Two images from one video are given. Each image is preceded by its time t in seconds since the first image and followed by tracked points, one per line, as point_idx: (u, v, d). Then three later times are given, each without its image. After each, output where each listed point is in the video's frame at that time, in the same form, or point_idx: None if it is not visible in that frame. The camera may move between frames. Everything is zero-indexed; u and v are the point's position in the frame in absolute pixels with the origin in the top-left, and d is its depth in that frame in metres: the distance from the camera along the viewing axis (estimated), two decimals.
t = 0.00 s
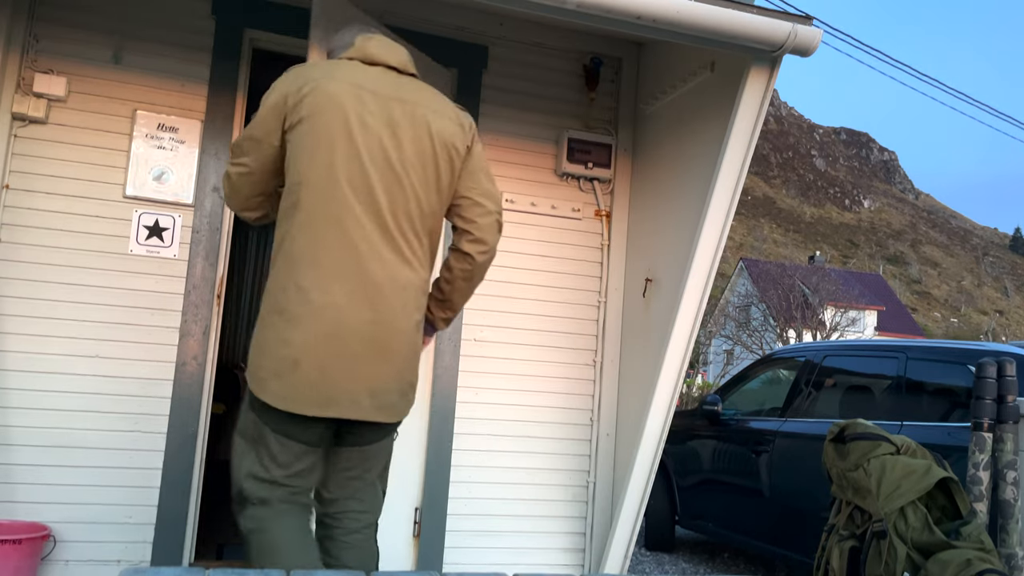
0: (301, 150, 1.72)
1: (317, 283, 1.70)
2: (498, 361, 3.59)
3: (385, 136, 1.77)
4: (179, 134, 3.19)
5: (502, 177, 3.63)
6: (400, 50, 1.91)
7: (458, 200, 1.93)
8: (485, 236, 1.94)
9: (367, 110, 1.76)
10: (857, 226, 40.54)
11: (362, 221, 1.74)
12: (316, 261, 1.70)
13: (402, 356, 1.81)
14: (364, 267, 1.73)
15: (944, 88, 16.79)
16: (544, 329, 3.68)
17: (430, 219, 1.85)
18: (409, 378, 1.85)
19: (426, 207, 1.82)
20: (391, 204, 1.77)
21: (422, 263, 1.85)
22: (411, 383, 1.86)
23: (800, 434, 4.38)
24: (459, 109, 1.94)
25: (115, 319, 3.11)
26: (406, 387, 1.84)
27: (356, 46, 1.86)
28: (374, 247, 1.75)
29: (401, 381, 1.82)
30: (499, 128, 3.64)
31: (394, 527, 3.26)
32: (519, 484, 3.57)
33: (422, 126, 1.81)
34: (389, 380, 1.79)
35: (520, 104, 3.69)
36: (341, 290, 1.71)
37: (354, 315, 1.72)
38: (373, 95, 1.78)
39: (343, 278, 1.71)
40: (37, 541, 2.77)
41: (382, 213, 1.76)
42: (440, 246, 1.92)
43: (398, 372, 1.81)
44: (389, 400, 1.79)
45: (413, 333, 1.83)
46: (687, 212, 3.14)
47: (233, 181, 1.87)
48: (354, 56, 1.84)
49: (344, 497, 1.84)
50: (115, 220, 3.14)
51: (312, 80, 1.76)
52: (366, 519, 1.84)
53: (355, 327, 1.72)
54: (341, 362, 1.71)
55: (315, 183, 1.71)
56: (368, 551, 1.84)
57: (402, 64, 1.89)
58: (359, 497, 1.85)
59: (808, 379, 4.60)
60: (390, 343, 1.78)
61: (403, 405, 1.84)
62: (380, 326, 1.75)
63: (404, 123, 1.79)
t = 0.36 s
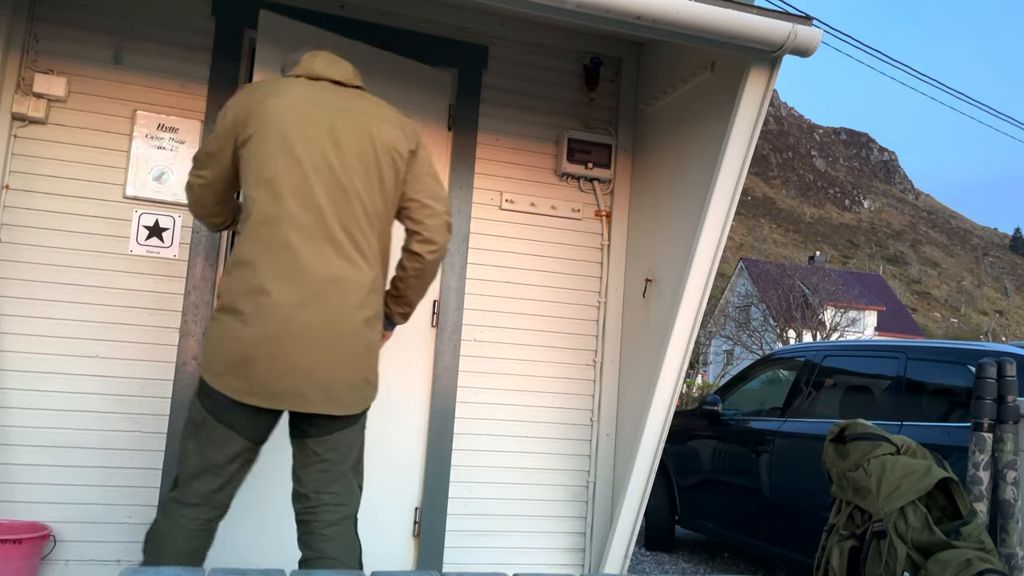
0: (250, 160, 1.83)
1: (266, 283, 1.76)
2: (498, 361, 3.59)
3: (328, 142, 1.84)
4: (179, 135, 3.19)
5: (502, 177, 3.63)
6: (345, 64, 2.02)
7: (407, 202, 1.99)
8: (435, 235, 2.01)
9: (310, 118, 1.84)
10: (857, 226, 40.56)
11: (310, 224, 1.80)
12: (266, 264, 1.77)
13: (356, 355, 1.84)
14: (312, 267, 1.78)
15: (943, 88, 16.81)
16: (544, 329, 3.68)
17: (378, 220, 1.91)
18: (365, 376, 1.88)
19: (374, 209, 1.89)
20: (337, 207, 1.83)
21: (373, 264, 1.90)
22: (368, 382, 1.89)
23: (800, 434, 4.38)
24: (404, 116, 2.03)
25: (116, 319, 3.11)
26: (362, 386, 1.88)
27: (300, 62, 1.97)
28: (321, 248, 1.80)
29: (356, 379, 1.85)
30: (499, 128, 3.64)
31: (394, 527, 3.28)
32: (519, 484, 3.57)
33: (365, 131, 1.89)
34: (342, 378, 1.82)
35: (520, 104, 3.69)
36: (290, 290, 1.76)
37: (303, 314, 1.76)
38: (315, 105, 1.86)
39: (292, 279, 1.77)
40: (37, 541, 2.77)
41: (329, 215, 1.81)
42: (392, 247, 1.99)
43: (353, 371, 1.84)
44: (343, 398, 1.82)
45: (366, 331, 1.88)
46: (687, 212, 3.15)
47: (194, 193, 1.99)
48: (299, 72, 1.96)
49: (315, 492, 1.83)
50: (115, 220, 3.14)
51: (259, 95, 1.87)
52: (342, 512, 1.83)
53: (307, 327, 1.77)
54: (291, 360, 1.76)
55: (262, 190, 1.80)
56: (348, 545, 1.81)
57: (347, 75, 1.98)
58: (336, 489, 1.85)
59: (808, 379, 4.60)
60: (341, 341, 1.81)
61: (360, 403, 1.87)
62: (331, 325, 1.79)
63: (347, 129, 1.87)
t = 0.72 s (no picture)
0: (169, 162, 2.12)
1: (173, 275, 2.04)
2: (498, 361, 3.59)
3: (232, 141, 2.09)
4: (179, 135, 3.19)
5: (502, 177, 3.63)
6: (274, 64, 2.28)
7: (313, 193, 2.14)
8: (340, 222, 2.12)
9: (222, 121, 2.11)
10: (857, 226, 40.58)
11: (209, 219, 2.05)
12: (173, 256, 2.05)
13: (252, 342, 2.04)
14: (211, 261, 2.04)
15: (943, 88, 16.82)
16: (544, 328, 3.68)
17: (277, 211, 2.09)
18: (267, 360, 2.06)
19: (272, 202, 2.09)
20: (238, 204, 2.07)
21: (275, 254, 2.08)
22: (271, 365, 2.06)
23: (800, 434, 4.38)
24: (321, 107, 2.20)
25: (116, 319, 3.11)
26: (264, 368, 2.05)
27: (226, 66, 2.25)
28: (221, 243, 2.05)
29: (252, 361, 2.04)
30: (499, 128, 3.64)
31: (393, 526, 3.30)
32: (520, 483, 3.57)
33: (268, 128, 2.10)
34: (238, 363, 2.03)
35: (520, 104, 3.69)
36: (189, 278, 2.03)
37: (200, 303, 2.02)
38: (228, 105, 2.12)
39: (191, 268, 2.03)
40: (37, 541, 2.77)
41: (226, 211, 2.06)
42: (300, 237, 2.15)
43: (247, 352, 2.04)
44: (239, 380, 2.03)
45: (264, 316, 2.06)
46: (687, 212, 3.15)
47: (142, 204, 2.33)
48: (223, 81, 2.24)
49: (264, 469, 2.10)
50: (115, 220, 3.14)
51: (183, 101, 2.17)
52: (291, 482, 2.09)
53: (201, 312, 2.02)
54: (190, 343, 2.01)
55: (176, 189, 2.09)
56: (298, 511, 2.07)
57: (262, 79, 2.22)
58: (281, 464, 2.10)
59: (808, 379, 4.60)
60: (237, 326, 2.03)
61: (259, 385, 2.05)
62: (225, 310, 2.03)
63: (252, 127, 2.10)
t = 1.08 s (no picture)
0: (155, 169, 2.26)
1: (157, 277, 2.18)
2: (498, 361, 3.58)
3: (213, 149, 2.25)
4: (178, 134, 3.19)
5: (502, 177, 3.63)
6: (255, 69, 2.43)
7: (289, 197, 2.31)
8: (313, 226, 2.28)
9: (203, 129, 2.26)
10: (857, 226, 40.59)
11: (192, 225, 2.20)
12: (157, 260, 2.20)
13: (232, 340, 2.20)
14: (193, 265, 2.18)
15: (943, 88, 16.82)
16: (544, 328, 3.68)
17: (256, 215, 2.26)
18: (247, 359, 2.23)
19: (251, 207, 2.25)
20: (219, 209, 2.23)
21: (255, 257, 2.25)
22: (252, 362, 2.24)
23: (800, 434, 4.38)
24: (298, 114, 2.36)
25: (116, 319, 3.11)
26: (246, 366, 2.23)
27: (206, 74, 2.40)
28: (203, 246, 2.20)
29: (233, 360, 2.20)
30: (499, 128, 3.63)
31: (394, 526, 3.30)
32: (520, 484, 3.57)
33: (246, 134, 2.26)
34: (218, 360, 2.18)
35: (520, 104, 3.68)
36: (171, 282, 2.17)
37: (183, 303, 2.16)
38: (209, 113, 2.28)
39: (172, 272, 2.18)
40: (37, 541, 2.77)
41: (208, 217, 2.22)
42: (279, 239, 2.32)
43: (229, 352, 2.19)
44: (219, 376, 2.18)
45: (245, 315, 2.22)
46: (686, 212, 3.14)
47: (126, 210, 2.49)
48: (203, 88, 2.38)
49: (210, 465, 2.27)
50: (115, 220, 3.14)
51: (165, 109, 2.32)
52: (230, 485, 2.27)
53: (183, 313, 2.16)
54: (174, 340, 2.15)
55: (161, 195, 2.24)
56: (228, 515, 2.25)
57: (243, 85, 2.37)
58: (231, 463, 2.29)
59: (808, 379, 4.60)
60: (217, 325, 2.18)
61: (240, 381, 2.22)
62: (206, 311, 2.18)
63: (232, 135, 2.26)
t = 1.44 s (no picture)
0: (174, 171, 2.27)
1: (168, 279, 2.18)
2: (498, 361, 3.58)
3: (236, 158, 2.28)
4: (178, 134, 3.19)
5: (502, 177, 3.63)
6: (278, 84, 2.49)
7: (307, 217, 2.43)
8: (326, 249, 2.47)
9: (228, 137, 2.29)
10: (857, 226, 40.59)
11: (207, 231, 2.22)
12: (170, 262, 2.20)
13: (237, 350, 2.21)
14: (206, 271, 2.19)
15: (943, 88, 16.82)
16: (544, 328, 3.67)
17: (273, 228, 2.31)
18: (249, 370, 2.23)
19: (269, 220, 2.30)
20: (235, 218, 2.26)
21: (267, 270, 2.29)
22: (253, 373, 2.25)
23: (800, 434, 4.38)
24: (321, 136, 2.45)
25: (116, 319, 3.11)
26: (246, 376, 2.23)
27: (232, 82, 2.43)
28: (217, 253, 2.21)
29: (237, 370, 2.21)
30: (499, 128, 3.63)
31: (394, 526, 3.31)
32: (520, 484, 3.57)
33: (272, 149, 2.31)
34: (221, 367, 2.18)
35: (520, 104, 3.68)
36: (183, 285, 2.17)
37: (192, 308, 2.16)
38: (236, 123, 2.31)
39: (184, 276, 2.18)
40: (37, 541, 2.77)
41: (224, 225, 2.24)
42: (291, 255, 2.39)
43: (234, 361, 2.20)
44: (221, 384, 2.18)
45: (252, 327, 2.24)
46: (686, 212, 3.15)
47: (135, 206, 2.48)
48: (228, 94, 2.41)
49: (206, 469, 2.25)
50: (115, 220, 3.14)
51: (188, 112, 2.34)
52: (226, 488, 2.25)
53: (192, 318, 2.16)
54: (179, 343, 2.14)
55: (178, 198, 2.25)
56: (224, 518, 2.22)
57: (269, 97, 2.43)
58: (227, 466, 2.27)
59: (808, 379, 4.60)
60: (225, 332, 2.19)
61: (239, 391, 2.22)
62: (215, 318, 2.18)
63: (257, 147, 2.30)
